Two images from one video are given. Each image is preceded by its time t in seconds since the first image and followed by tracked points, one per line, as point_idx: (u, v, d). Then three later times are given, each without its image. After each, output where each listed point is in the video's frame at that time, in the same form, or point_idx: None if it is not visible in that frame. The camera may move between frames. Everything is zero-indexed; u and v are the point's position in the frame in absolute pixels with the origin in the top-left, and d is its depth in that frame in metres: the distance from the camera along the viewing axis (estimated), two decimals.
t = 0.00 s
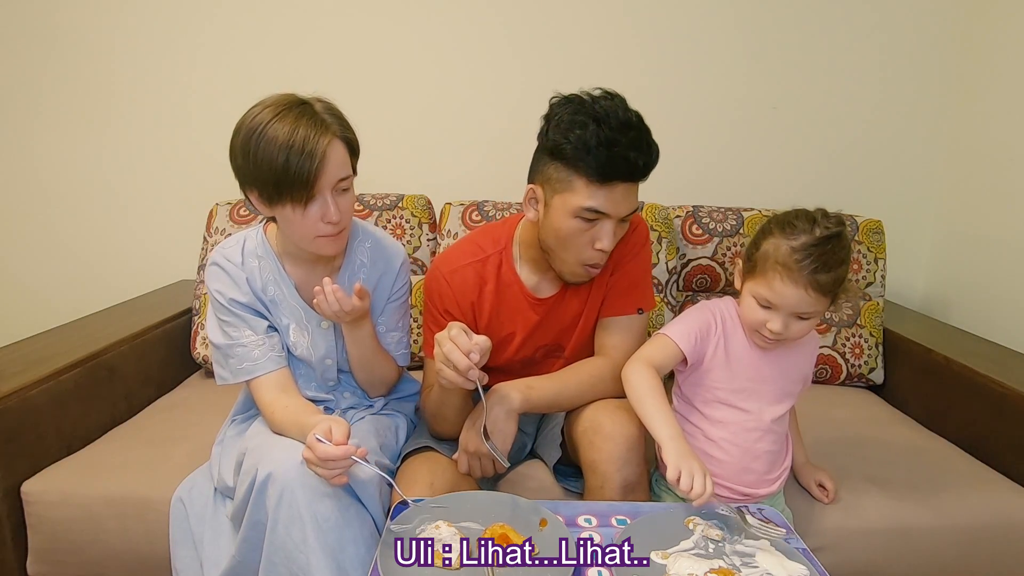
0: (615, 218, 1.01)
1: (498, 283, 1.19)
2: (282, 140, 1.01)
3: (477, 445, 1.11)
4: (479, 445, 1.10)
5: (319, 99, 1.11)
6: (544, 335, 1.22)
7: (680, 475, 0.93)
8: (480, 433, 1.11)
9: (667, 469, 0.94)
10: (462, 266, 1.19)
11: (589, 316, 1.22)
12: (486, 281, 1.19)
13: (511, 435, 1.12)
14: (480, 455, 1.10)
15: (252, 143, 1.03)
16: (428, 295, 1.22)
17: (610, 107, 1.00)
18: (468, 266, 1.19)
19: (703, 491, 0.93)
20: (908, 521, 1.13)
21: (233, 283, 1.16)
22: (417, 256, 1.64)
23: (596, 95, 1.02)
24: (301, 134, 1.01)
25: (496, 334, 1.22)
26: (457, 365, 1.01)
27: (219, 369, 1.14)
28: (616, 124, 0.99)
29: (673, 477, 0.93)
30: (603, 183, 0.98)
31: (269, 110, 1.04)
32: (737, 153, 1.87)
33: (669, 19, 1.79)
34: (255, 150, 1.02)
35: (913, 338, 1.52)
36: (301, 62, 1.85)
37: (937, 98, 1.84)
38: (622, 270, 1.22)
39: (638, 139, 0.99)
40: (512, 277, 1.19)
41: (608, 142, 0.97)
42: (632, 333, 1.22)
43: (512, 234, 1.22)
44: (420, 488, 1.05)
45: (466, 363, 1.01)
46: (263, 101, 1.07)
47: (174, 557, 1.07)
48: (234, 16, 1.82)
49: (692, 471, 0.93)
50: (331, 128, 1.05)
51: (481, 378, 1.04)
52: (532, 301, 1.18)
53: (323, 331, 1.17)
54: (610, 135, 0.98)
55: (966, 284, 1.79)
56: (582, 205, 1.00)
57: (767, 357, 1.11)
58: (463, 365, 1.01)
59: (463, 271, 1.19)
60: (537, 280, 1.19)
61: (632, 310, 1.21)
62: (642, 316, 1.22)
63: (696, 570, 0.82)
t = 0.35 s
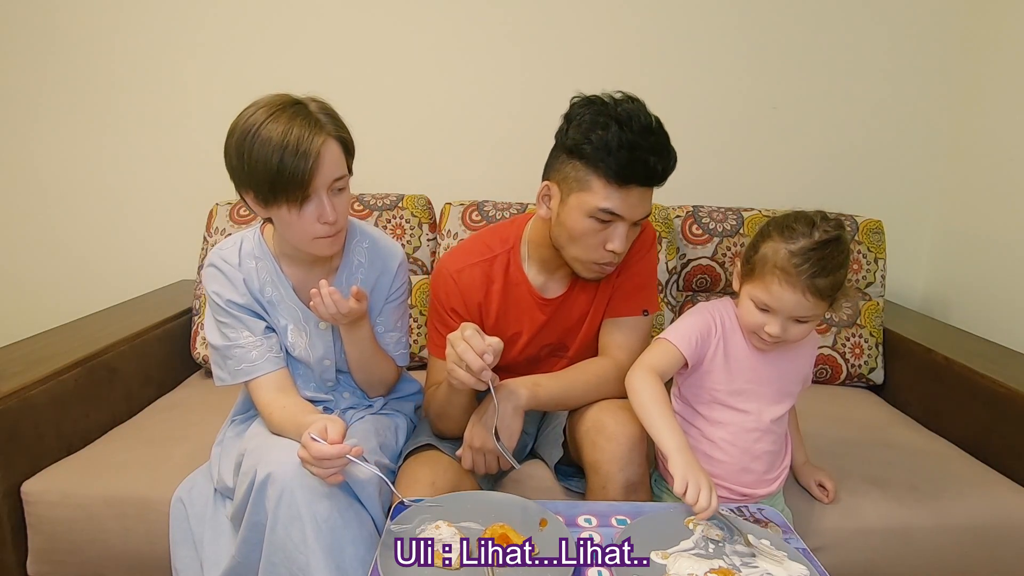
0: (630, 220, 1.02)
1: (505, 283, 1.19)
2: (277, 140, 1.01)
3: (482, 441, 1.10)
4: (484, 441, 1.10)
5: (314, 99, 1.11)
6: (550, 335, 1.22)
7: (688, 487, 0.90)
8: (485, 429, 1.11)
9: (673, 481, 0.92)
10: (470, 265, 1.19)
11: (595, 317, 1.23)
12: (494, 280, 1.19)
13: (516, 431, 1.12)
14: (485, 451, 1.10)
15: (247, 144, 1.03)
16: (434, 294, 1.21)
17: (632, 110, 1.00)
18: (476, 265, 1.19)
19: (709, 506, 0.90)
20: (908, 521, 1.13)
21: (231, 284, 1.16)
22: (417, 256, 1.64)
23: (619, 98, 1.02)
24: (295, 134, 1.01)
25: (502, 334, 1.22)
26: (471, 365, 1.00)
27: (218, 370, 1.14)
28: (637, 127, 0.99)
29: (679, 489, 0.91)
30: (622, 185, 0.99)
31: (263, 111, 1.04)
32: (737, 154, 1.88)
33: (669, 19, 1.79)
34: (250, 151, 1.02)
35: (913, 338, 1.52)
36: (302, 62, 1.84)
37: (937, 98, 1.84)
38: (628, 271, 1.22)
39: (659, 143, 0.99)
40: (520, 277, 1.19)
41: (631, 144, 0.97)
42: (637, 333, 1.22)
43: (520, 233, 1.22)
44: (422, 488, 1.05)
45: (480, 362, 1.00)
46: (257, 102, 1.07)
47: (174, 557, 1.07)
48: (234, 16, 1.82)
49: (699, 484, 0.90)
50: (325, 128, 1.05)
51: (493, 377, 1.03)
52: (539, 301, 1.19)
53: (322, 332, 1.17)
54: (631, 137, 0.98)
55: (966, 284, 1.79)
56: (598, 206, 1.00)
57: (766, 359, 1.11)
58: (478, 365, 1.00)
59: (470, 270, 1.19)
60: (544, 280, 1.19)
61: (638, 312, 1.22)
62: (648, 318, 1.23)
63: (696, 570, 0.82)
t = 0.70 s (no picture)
0: (638, 223, 1.01)
1: (511, 282, 1.19)
2: (269, 137, 1.01)
3: (488, 439, 1.10)
4: (490, 439, 1.10)
5: (306, 95, 1.11)
6: (555, 334, 1.22)
7: (698, 494, 0.88)
8: (491, 427, 1.11)
9: (682, 488, 0.90)
10: (475, 265, 1.19)
11: (599, 317, 1.23)
12: (499, 279, 1.19)
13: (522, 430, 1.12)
14: (490, 448, 1.10)
15: (240, 140, 1.03)
16: (439, 293, 1.21)
17: (646, 113, 1.00)
18: (481, 265, 1.19)
19: (717, 515, 0.89)
20: (909, 521, 1.13)
21: (227, 285, 1.16)
22: (416, 256, 1.64)
23: (633, 101, 1.02)
24: (287, 130, 1.01)
25: (507, 333, 1.22)
26: (480, 368, 1.00)
27: (215, 370, 1.15)
28: (649, 129, 0.99)
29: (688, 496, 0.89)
30: (632, 187, 0.98)
31: (256, 107, 1.04)
32: (736, 154, 1.88)
33: (669, 20, 1.79)
34: (243, 148, 1.02)
35: (913, 338, 1.52)
36: (302, 62, 1.85)
37: (938, 98, 1.84)
38: (633, 271, 1.22)
39: (670, 146, 0.99)
40: (526, 277, 1.19)
41: (642, 147, 0.97)
42: (641, 334, 1.23)
43: (526, 232, 1.22)
44: (423, 487, 1.05)
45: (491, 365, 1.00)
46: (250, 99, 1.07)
47: (174, 557, 1.07)
48: (234, 17, 1.82)
49: (707, 490, 0.89)
50: (319, 123, 1.05)
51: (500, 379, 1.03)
52: (544, 301, 1.19)
53: (318, 332, 1.17)
54: (642, 140, 0.98)
55: (965, 284, 1.79)
56: (606, 207, 1.00)
57: (770, 360, 1.11)
58: (488, 368, 1.00)
59: (474, 270, 1.19)
60: (549, 279, 1.19)
61: (643, 313, 1.22)
62: (653, 318, 1.24)
63: (696, 570, 0.82)
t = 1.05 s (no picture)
0: (640, 223, 1.01)
1: (512, 282, 1.19)
2: (264, 136, 1.01)
3: (490, 438, 1.11)
4: (492, 438, 1.11)
5: (302, 94, 1.11)
6: (556, 334, 1.22)
7: (699, 493, 0.88)
8: (492, 427, 1.11)
9: (682, 487, 0.90)
10: (476, 265, 1.19)
11: (600, 317, 1.23)
12: (500, 278, 1.19)
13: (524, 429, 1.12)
14: (492, 448, 1.11)
15: (234, 140, 1.03)
16: (441, 292, 1.21)
17: (649, 115, 1.00)
18: (483, 264, 1.19)
19: (717, 515, 0.89)
20: (909, 521, 1.13)
21: (224, 286, 1.16)
22: (416, 256, 1.64)
23: (637, 102, 1.02)
24: (282, 129, 1.01)
25: (508, 333, 1.22)
26: (484, 370, 1.00)
27: (212, 371, 1.15)
28: (652, 130, 0.99)
29: (688, 495, 0.89)
30: (634, 188, 0.98)
31: (251, 107, 1.04)
32: (736, 154, 1.87)
33: (669, 20, 1.79)
34: (238, 148, 1.03)
35: (914, 338, 1.52)
36: (302, 62, 1.85)
37: (938, 99, 1.84)
38: (634, 272, 1.22)
39: (671, 147, 0.99)
40: (527, 277, 1.19)
41: (644, 148, 0.97)
42: (641, 334, 1.23)
43: (529, 232, 1.22)
44: (422, 487, 1.05)
45: (496, 367, 1.00)
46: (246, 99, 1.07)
47: (174, 557, 1.07)
48: (234, 17, 1.82)
49: (707, 490, 0.89)
50: (313, 122, 1.05)
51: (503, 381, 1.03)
52: (545, 301, 1.19)
53: (316, 332, 1.17)
54: (643, 140, 0.98)
55: (965, 285, 1.79)
56: (608, 208, 1.00)
57: (773, 360, 1.11)
58: (492, 371, 1.00)
59: (476, 270, 1.19)
60: (551, 279, 1.19)
61: (643, 313, 1.23)
62: (653, 319, 1.24)
63: (696, 570, 0.82)
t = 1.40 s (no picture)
0: (637, 224, 1.01)
1: (510, 281, 1.19)
2: (268, 152, 1.00)
3: (489, 439, 1.10)
4: (492, 439, 1.10)
5: (299, 101, 1.09)
6: (555, 334, 1.22)
7: (696, 493, 0.88)
8: (491, 428, 1.11)
9: (680, 488, 0.90)
10: (475, 264, 1.19)
11: (599, 317, 1.23)
12: (499, 278, 1.19)
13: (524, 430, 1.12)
14: (492, 449, 1.10)
15: (237, 155, 1.01)
16: (440, 292, 1.21)
17: (645, 117, 1.00)
18: (481, 264, 1.19)
19: (716, 514, 0.89)
20: (909, 521, 1.13)
21: (224, 286, 1.16)
22: (416, 256, 1.64)
23: (632, 103, 1.02)
24: (285, 144, 1.00)
25: (507, 332, 1.22)
26: (483, 370, 1.00)
27: (213, 371, 1.15)
28: (649, 132, 0.99)
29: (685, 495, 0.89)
30: (631, 189, 0.98)
31: (252, 120, 1.02)
32: (736, 154, 1.87)
33: (669, 20, 1.79)
34: (241, 163, 1.01)
35: (914, 338, 1.52)
36: (302, 63, 1.85)
37: (938, 99, 1.84)
38: (634, 272, 1.22)
39: (669, 149, 0.99)
40: (526, 276, 1.19)
41: (641, 150, 0.97)
42: (641, 334, 1.23)
43: (528, 232, 1.22)
44: (422, 487, 1.05)
45: (494, 367, 1.00)
46: (244, 109, 1.05)
47: (174, 557, 1.07)
48: (234, 17, 1.82)
49: (705, 490, 0.89)
50: (316, 135, 1.04)
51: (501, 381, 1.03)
52: (544, 301, 1.19)
53: (315, 332, 1.16)
54: (641, 143, 0.97)
55: (965, 285, 1.79)
56: (604, 208, 1.00)
57: (773, 360, 1.11)
58: (490, 371, 1.00)
59: (474, 269, 1.19)
60: (550, 278, 1.19)
61: (643, 313, 1.22)
62: (653, 318, 1.24)
63: (696, 570, 0.82)
